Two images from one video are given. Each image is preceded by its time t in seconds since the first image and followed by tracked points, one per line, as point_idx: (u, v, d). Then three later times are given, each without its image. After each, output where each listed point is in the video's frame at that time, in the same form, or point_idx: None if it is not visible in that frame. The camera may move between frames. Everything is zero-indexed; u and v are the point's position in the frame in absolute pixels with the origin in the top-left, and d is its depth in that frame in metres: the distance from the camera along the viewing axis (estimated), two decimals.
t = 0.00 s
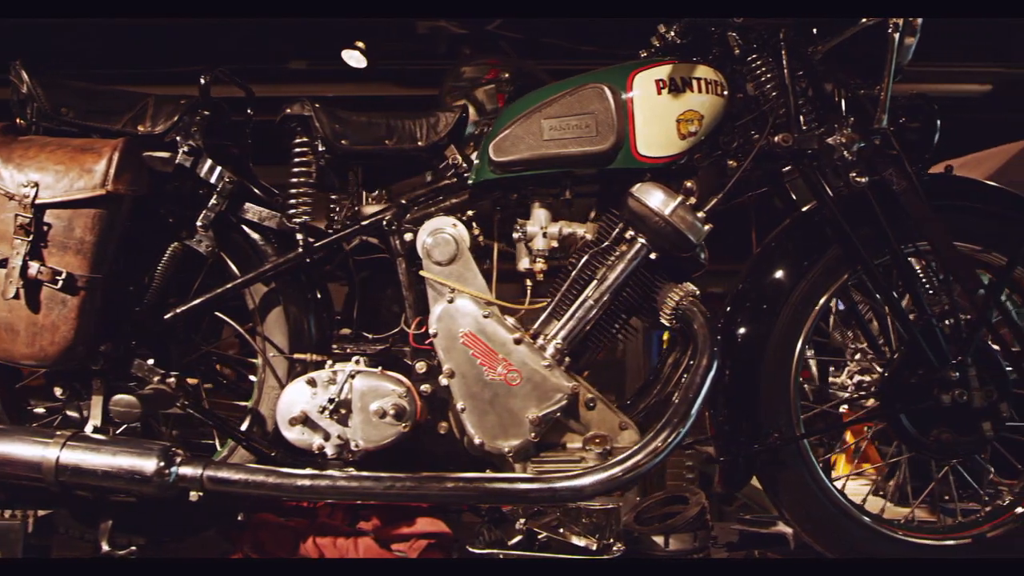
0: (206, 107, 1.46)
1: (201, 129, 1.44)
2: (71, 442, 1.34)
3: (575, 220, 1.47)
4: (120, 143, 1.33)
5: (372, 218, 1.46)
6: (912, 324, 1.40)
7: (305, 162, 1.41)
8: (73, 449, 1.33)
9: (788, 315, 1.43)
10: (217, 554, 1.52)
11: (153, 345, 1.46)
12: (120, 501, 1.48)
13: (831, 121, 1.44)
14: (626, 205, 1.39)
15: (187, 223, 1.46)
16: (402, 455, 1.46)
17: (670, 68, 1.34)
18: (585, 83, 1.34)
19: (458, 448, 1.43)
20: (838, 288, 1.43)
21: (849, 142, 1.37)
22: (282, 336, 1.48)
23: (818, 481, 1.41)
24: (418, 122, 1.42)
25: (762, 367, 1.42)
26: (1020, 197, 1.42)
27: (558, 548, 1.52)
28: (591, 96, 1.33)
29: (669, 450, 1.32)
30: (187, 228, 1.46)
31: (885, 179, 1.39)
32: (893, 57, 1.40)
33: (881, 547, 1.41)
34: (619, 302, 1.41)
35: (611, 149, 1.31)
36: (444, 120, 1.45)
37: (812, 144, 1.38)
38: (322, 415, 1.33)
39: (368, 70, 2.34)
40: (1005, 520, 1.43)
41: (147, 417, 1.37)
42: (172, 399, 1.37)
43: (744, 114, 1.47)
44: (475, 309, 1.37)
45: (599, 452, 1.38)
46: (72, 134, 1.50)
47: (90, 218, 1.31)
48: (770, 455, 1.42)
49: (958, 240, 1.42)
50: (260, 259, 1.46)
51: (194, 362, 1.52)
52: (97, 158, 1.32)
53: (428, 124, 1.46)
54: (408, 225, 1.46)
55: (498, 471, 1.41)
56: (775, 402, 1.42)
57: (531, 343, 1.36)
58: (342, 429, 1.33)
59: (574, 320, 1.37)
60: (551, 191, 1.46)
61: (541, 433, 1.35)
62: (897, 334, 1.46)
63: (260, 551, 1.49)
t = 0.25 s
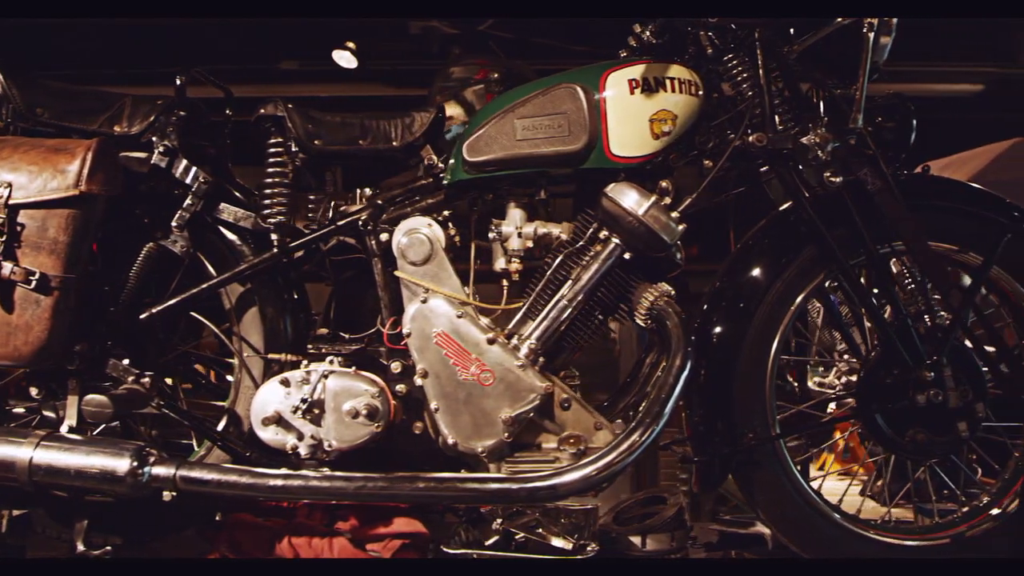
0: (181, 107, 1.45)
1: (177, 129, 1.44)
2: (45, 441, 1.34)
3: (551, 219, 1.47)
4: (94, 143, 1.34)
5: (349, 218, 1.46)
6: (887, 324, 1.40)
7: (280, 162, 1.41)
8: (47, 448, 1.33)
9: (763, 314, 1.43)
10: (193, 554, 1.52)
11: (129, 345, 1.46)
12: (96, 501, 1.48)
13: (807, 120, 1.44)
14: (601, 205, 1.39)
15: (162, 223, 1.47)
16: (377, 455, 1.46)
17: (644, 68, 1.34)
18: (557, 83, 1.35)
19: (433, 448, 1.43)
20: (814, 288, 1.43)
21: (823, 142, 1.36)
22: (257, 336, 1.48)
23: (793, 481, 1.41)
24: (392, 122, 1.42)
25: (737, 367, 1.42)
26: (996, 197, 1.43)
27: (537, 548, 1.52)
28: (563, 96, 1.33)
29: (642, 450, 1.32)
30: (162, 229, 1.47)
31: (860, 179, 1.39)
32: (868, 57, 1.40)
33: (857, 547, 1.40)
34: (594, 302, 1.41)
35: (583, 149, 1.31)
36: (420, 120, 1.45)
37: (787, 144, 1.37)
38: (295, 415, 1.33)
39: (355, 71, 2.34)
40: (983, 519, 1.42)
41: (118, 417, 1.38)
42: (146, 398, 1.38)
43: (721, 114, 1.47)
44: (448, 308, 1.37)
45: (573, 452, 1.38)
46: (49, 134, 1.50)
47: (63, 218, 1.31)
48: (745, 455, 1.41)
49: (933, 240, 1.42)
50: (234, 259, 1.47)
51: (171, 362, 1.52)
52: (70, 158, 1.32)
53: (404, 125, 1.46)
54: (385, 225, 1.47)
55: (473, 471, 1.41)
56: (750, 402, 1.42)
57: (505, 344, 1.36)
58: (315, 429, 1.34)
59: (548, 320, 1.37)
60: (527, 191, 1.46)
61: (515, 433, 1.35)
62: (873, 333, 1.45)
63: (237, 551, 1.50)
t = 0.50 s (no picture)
0: (158, 107, 1.45)
1: (154, 129, 1.44)
2: (21, 442, 1.35)
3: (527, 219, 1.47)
4: (69, 143, 1.34)
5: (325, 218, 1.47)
6: (863, 324, 1.40)
7: (255, 161, 1.43)
8: (23, 449, 1.34)
9: (739, 314, 1.42)
10: (172, 553, 1.52)
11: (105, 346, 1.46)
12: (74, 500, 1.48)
13: (782, 119, 1.44)
14: (576, 205, 1.39)
15: (138, 223, 1.48)
16: (354, 454, 1.46)
17: (617, 67, 1.33)
18: (530, 83, 1.35)
19: (409, 448, 1.43)
20: (790, 288, 1.43)
21: (796, 142, 1.37)
22: (234, 336, 1.47)
23: (769, 481, 1.41)
24: (368, 122, 1.42)
25: (713, 366, 1.42)
26: (972, 197, 1.43)
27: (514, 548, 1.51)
28: (535, 96, 1.33)
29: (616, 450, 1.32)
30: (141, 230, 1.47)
31: (835, 179, 1.38)
32: (844, 56, 1.39)
33: (833, 547, 1.40)
34: (569, 301, 1.41)
35: (556, 149, 1.31)
36: (395, 120, 1.45)
37: (761, 143, 1.37)
38: (269, 415, 1.33)
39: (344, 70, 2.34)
40: (960, 519, 1.41)
41: (91, 416, 1.40)
42: (121, 398, 1.39)
43: (697, 113, 1.46)
44: (422, 308, 1.37)
45: (548, 452, 1.38)
46: (27, 134, 1.51)
47: (37, 218, 1.31)
48: (721, 455, 1.41)
49: (909, 240, 1.42)
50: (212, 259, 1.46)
51: (148, 362, 1.52)
52: (45, 159, 1.32)
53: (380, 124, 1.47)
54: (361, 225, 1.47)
55: (449, 471, 1.41)
56: (726, 402, 1.41)
57: (480, 343, 1.36)
58: (290, 429, 1.34)
59: (522, 320, 1.37)
60: (503, 190, 1.46)
61: (490, 432, 1.35)
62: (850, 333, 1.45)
63: (215, 551, 1.49)
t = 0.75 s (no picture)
0: (136, 107, 1.46)
1: (132, 130, 1.45)
2: None
3: (506, 219, 1.47)
4: (45, 144, 1.34)
5: (304, 219, 1.47)
6: (841, 324, 1.39)
7: (232, 162, 1.44)
8: None
9: (716, 314, 1.43)
10: (152, 554, 1.52)
11: (85, 346, 1.46)
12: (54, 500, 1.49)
13: (759, 118, 1.45)
14: (553, 205, 1.39)
15: (116, 223, 1.49)
16: (332, 455, 1.46)
17: (593, 67, 1.33)
18: (506, 83, 1.35)
19: (387, 448, 1.43)
20: (768, 288, 1.42)
21: (772, 143, 1.38)
22: (213, 336, 1.49)
23: (746, 481, 1.41)
24: (345, 123, 1.42)
25: (691, 366, 1.42)
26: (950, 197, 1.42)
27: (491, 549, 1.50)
28: (511, 96, 1.33)
29: (591, 450, 1.32)
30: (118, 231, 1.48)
31: (812, 178, 1.38)
32: (821, 55, 1.39)
33: (810, 547, 1.40)
34: (546, 301, 1.41)
35: (531, 149, 1.31)
36: (373, 120, 1.44)
37: (737, 143, 1.37)
38: (245, 415, 1.33)
39: (334, 70, 2.34)
40: (939, 519, 1.41)
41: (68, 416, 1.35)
42: (98, 399, 1.37)
43: (676, 112, 1.46)
44: (398, 308, 1.37)
45: (525, 452, 1.38)
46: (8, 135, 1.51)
47: (14, 218, 1.32)
48: (699, 455, 1.41)
49: (887, 239, 1.42)
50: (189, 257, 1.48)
51: (128, 362, 1.52)
52: (21, 159, 1.33)
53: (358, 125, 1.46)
54: (340, 226, 1.48)
55: (426, 471, 1.41)
56: (703, 403, 1.41)
57: (457, 343, 1.36)
58: (266, 429, 1.34)
59: (499, 320, 1.37)
60: (480, 190, 1.45)
61: (466, 433, 1.35)
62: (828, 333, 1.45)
63: (194, 551, 1.49)
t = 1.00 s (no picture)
0: (116, 108, 1.46)
1: (112, 130, 1.45)
2: None
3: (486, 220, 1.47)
4: (23, 146, 1.36)
5: (284, 219, 1.48)
6: (820, 325, 1.39)
7: (211, 162, 1.46)
8: None
9: (695, 314, 1.43)
10: (133, 554, 1.52)
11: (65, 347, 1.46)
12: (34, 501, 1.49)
13: (738, 119, 1.45)
14: (531, 205, 1.39)
15: (96, 224, 1.49)
16: (312, 455, 1.46)
17: (570, 68, 1.34)
18: (484, 83, 1.35)
19: (366, 448, 1.43)
20: (746, 289, 1.42)
21: (751, 142, 1.38)
22: (194, 336, 1.49)
23: (725, 481, 1.40)
24: (323, 123, 1.42)
25: (670, 366, 1.42)
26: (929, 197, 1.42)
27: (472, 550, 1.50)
28: (488, 96, 1.33)
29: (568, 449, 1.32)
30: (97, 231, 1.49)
31: (792, 179, 1.38)
32: (800, 56, 1.39)
33: (790, 547, 1.40)
34: (525, 302, 1.41)
35: (508, 149, 1.30)
36: (353, 121, 1.45)
37: (716, 144, 1.37)
38: (222, 415, 1.34)
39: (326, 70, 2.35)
40: (920, 520, 1.41)
41: (44, 416, 1.39)
42: (75, 399, 1.39)
43: (656, 113, 1.46)
44: (376, 309, 1.37)
45: (503, 452, 1.38)
46: None
47: None
48: (677, 455, 1.41)
49: (867, 240, 1.42)
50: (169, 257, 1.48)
51: (109, 362, 1.53)
52: None
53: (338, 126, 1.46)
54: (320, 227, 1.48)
55: (405, 471, 1.41)
56: (682, 403, 1.41)
57: (435, 344, 1.36)
58: (243, 429, 1.34)
59: (477, 321, 1.37)
60: (460, 191, 1.45)
61: (444, 433, 1.35)
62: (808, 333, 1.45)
63: (175, 551, 1.49)
